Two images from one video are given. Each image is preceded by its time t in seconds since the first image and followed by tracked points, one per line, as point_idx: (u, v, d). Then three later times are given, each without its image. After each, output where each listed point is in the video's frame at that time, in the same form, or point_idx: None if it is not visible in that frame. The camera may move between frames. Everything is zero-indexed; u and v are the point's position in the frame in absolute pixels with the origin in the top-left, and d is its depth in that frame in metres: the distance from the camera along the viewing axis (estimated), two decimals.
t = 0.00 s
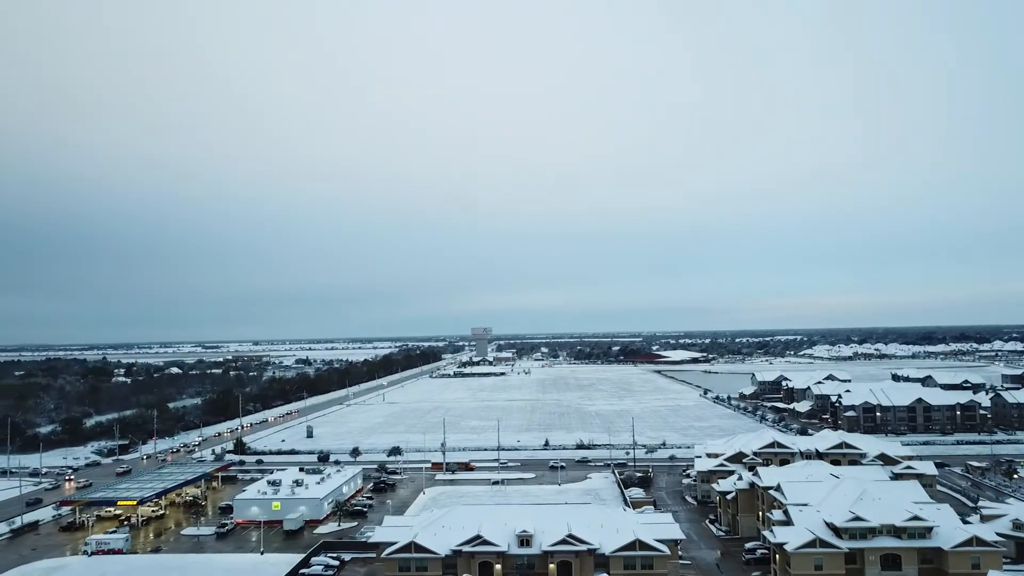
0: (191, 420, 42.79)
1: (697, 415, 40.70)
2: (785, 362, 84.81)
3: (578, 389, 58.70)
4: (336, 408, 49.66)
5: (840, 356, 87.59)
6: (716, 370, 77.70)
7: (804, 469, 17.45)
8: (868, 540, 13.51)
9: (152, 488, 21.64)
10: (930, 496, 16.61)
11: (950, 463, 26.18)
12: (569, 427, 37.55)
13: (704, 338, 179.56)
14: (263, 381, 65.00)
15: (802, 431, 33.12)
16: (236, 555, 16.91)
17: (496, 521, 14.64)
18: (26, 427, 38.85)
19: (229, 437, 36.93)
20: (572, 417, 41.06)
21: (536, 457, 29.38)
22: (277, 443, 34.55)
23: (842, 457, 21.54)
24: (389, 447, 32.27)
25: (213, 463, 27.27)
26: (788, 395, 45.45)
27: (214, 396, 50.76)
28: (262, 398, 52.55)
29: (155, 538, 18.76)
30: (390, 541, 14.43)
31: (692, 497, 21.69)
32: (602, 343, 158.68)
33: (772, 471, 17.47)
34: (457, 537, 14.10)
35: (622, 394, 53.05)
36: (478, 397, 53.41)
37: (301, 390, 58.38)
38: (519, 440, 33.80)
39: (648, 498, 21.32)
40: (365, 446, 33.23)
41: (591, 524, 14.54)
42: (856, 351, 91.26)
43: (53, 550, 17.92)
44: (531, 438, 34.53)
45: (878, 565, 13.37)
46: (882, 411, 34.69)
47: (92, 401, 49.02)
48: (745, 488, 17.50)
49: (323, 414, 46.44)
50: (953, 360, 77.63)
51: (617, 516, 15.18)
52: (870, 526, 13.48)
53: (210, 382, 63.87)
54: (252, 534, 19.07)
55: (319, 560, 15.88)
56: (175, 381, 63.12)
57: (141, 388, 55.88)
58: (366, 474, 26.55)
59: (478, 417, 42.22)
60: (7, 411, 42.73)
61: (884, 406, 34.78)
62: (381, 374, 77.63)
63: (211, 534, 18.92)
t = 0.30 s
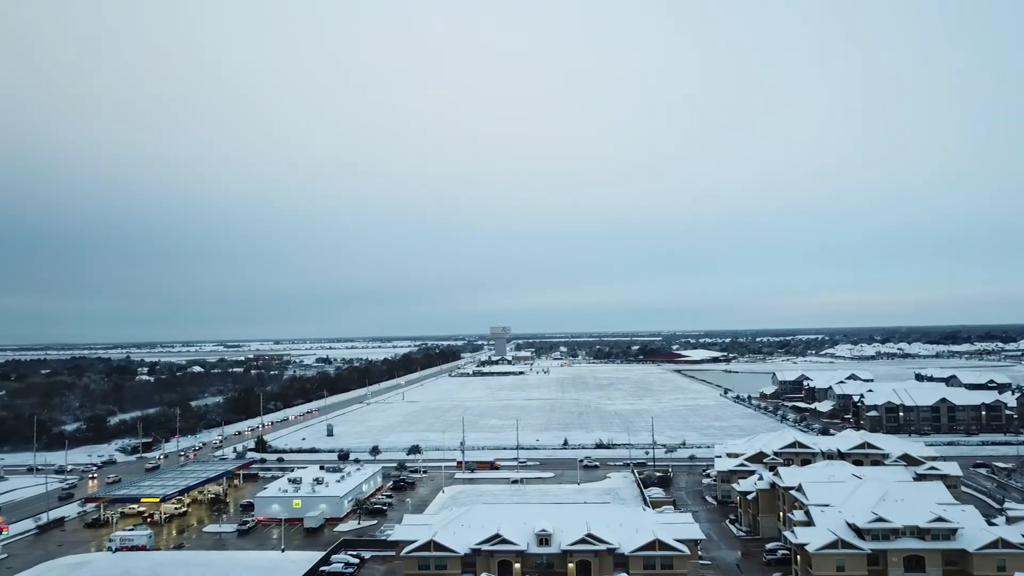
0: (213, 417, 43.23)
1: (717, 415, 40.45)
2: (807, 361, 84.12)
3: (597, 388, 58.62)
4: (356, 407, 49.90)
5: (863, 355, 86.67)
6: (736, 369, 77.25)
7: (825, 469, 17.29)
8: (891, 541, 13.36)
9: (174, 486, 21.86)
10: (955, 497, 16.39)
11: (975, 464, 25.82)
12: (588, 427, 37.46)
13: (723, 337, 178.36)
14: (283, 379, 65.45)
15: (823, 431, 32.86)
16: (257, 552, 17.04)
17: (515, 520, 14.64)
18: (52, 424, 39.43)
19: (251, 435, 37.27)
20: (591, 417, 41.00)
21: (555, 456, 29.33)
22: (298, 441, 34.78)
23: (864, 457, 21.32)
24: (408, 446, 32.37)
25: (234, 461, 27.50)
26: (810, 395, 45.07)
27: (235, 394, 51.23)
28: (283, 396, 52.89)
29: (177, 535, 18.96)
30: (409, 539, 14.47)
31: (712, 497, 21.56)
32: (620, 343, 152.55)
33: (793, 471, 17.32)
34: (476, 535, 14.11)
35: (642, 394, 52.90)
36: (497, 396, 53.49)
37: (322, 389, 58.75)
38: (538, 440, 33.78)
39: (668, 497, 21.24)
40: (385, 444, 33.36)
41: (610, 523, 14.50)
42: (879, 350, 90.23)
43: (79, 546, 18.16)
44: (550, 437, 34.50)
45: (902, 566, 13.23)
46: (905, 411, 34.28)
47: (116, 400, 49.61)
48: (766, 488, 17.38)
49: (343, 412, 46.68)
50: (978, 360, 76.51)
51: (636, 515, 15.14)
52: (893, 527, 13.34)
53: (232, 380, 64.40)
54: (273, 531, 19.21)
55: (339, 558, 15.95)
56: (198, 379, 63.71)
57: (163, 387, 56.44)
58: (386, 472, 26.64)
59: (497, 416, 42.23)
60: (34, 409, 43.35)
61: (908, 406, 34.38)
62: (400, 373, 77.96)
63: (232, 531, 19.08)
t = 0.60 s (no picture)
0: (235, 416, 43.62)
1: (737, 414, 40.21)
2: (829, 361, 83.35)
3: (616, 387, 58.55)
4: (376, 406, 50.15)
5: (886, 355, 85.76)
6: (757, 368, 76.71)
7: (848, 470, 17.12)
8: (914, 543, 13.21)
9: (197, 483, 22.12)
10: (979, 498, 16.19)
11: (1001, 465, 25.49)
12: (607, 426, 37.41)
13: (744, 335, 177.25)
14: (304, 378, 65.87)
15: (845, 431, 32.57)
16: (278, 549, 17.17)
17: (535, 519, 14.65)
18: (77, 422, 39.98)
19: (272, 433, 37.55)
20: (611, 416, 40.91)
21: (575, 455, 29.33)
22: (319, 440, 35.02)
23: (888, 457, 21.09)
24: (428, 444, 32.49)
25: (256, 460, 27.74)
26: (832, 395, 44.70)
27: (257, 393, 51.67)
28: (304, 395, 53.28)
29: (200, 532, 19.16)
30: (429, 538, 14.53)
31: (732, 498, 21.45)
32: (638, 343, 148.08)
33: (814, 471, 17.19)
34: (496, 535, 14.12)
35: (662, 393, 52.71)
36: (516, 396, 53.52)
37: (342, 388, 59.11)
38: (558, 439, 33.78)
39: (688, 497, 21.13)
40: (405, 443, 33.49)
41: (630, 523, 14.46)
42: (903, 350, 89.18)
43: (103, 542, 18.43)
44: (570, 436, 34.49)
45: (925, 568, 13.09)
46: (929, 411, 33.90)
47: (140, 398, 50.20)
48: (787, 488, 17.26)
49: (363, 411, 46.96)
50: (1004, 360, 75.37)
51: (655, 515, 15.10)
52: (917, 528, 13.19)
53: (254, 379, 64.92)
54: (294, 529, 19.36)
55: (359, 556, 16.02)
56: (220, 378, 64.29)
57: (186, 385, 57.04)
58: (406, 471, 26.75)
59: (516, 415, 42.26)
60: (59, 407, 43.97)
61: (932, 406, 34.00)
62: (420, 372, 78.20)
63: (254, 529, 19.25)
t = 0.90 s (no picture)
0: (257, 414, 43.99)
1: (758, 414, 39.92)
2: (851, 360, 82.52)
3: (636, 386, 58.43)
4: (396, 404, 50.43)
5: (909, 354, 84.78)
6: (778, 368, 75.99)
7: (871, 471, 16.94)
8: (939, 544, 13.05)
9: (219, 481, 22.33)
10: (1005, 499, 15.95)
11: None
12: (627, 426, 37.31)
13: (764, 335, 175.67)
14: (325, 377, 66.33)
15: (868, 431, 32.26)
16: (300, 547, 17.30)
17: (554, 519, 14.65)
18: (101, 420, 40.51)
19: (293, 432, 37.81)
20: (630, 416, 40.80)
21: (594, 455, 29.28)
22: (339, 439, 35.21)
23: (912, 458, 20.85)
24: (448, 443, 32.57)
25: (277, 458, 27.95)
26: (854, 394, 44.27)
27: (278, 392, 52.08)
28: (324, 394, 53.59)
29: (222, 529, 19.34)
30: (449, 536, 14.58)
31: (753, 498, 21.30)
32: (655, 343, 141.99)
33: (837, 471, 17.03)
34: (515, 534, 14.13)
35: (681, 393, 52.48)
36: (536, 395, 53.52)
37: (362, 386, 59.43)
38: (577, 438, 33.73)
39: (708, 497, 21.01)
40: (425, 442, 33.61)
41: (650, 523, 14.41)
42: (927, 350, 88.07)
43: (128, 539, 18.66)
44: (589, 436, 34.43)
45: (950, 570, 12.93)
46: (954, 411, 33.48)
47: (163, 397, 50.79)
48: (809, 489, 17.12)
49: (383, 410, 47.16)
50: None
51: (676, 515, 15.03)
52: (942, 530, 13.02)
53: (275, 378, 65.40)
54: (315, 527, 19.50)
55: (379, 554, 16.10)
56: (242, 377, 64.81)
57: (209, 384, 57.58)
58: (425, 470, 26.83)
59: (535, 415, 42.23)
60: (84, 405, 44.57)
61: (957, 406, 33.58)
62: (439, 371, 78.38)
63: (275, 526, 19.41)
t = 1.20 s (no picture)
0: (278, 413, 44.35)
1: (779, 414, 39.61)
2: (874, 360, 81.64)
3: (656, 386, 58.22)
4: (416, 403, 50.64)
5: (934, 353, 83.72)
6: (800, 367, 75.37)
7: (894, 471, 16.77)
8: (964, 546, 12.88)
9: (241, 479, 22.55)
10: None
11: None
12: (647, 425, 37.18)
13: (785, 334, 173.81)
14: (345, 376, 66.75)
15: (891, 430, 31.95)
16: (321, 544, 17.42)
17: (573, 518, 14.65)
18: (126, 418, 41.02)
19: (315, 430, 38.10)
20: (650, 415, 40.66)
21: (614, 454, 29.21)
22: (360, 437, 35.40)
23: (936, 459, 20.59)
24: (467, 442, 32.64)
25: (299, 456, 28.14)
26: (877, 394, 43.82)
27: (299, 391, 52.49)
28: (345, 392, 53.88)
29: (244, 526, 19.52)
30: (469, 535, 14.60)
31: (775, 498, 21.16)
32: (677, 343, 136.71)
33: (860, 471, 16.87)
34: (535, 533, 14.14)
35: (701, 392, 52.23)
36: (555, 394, 53.48)
37: (382, 385, 59.75)
38: (597, 438, 33.65)
39: (729, 497, 20.90)
40: (444, 441, 33.70)
41: (670, 522, 14.37)
42: (952, 349, 86.86)
43: (152, 535, 18.90)
44: (609, 435, 34.34)
45: (976, 572, 12.76)
46: (980, 411, 33.04)
47: (186, 395, 51.37)
48: (831, 489, 16.98)
49: (403, 408, 47.36)
50: None
51: (697, 515, 14.96)
52: (967, 531, 12.85)
53: (296, 377, 65.85)
54: (335, 525, 19.62)
55: (400, 552, 16.17)
56: (264, 376, 65.34)
57: (231, 383, 58.10)
58: (445, 468, 26.90)
59: (554, 414, 42.18)
60: (109, 404, 45.19)
61: (982, 406, 33.13)
62: (459, 370, 78.52)
63: (296, 524, 19.56)
